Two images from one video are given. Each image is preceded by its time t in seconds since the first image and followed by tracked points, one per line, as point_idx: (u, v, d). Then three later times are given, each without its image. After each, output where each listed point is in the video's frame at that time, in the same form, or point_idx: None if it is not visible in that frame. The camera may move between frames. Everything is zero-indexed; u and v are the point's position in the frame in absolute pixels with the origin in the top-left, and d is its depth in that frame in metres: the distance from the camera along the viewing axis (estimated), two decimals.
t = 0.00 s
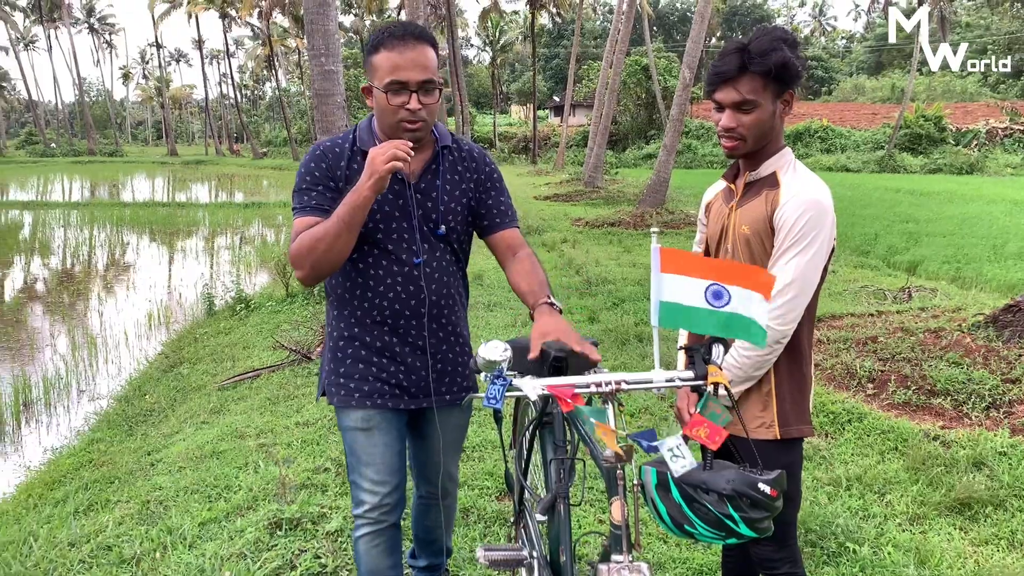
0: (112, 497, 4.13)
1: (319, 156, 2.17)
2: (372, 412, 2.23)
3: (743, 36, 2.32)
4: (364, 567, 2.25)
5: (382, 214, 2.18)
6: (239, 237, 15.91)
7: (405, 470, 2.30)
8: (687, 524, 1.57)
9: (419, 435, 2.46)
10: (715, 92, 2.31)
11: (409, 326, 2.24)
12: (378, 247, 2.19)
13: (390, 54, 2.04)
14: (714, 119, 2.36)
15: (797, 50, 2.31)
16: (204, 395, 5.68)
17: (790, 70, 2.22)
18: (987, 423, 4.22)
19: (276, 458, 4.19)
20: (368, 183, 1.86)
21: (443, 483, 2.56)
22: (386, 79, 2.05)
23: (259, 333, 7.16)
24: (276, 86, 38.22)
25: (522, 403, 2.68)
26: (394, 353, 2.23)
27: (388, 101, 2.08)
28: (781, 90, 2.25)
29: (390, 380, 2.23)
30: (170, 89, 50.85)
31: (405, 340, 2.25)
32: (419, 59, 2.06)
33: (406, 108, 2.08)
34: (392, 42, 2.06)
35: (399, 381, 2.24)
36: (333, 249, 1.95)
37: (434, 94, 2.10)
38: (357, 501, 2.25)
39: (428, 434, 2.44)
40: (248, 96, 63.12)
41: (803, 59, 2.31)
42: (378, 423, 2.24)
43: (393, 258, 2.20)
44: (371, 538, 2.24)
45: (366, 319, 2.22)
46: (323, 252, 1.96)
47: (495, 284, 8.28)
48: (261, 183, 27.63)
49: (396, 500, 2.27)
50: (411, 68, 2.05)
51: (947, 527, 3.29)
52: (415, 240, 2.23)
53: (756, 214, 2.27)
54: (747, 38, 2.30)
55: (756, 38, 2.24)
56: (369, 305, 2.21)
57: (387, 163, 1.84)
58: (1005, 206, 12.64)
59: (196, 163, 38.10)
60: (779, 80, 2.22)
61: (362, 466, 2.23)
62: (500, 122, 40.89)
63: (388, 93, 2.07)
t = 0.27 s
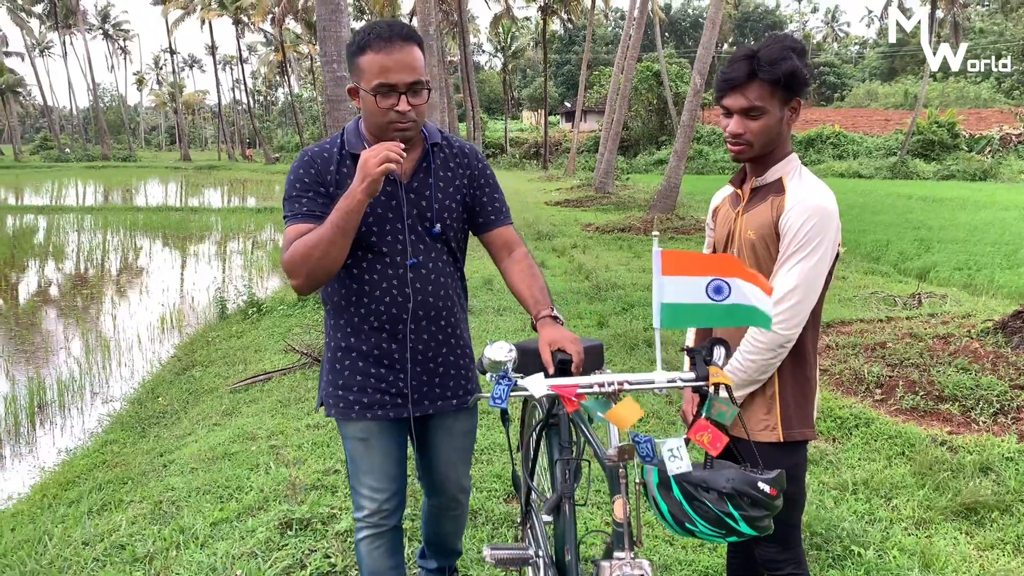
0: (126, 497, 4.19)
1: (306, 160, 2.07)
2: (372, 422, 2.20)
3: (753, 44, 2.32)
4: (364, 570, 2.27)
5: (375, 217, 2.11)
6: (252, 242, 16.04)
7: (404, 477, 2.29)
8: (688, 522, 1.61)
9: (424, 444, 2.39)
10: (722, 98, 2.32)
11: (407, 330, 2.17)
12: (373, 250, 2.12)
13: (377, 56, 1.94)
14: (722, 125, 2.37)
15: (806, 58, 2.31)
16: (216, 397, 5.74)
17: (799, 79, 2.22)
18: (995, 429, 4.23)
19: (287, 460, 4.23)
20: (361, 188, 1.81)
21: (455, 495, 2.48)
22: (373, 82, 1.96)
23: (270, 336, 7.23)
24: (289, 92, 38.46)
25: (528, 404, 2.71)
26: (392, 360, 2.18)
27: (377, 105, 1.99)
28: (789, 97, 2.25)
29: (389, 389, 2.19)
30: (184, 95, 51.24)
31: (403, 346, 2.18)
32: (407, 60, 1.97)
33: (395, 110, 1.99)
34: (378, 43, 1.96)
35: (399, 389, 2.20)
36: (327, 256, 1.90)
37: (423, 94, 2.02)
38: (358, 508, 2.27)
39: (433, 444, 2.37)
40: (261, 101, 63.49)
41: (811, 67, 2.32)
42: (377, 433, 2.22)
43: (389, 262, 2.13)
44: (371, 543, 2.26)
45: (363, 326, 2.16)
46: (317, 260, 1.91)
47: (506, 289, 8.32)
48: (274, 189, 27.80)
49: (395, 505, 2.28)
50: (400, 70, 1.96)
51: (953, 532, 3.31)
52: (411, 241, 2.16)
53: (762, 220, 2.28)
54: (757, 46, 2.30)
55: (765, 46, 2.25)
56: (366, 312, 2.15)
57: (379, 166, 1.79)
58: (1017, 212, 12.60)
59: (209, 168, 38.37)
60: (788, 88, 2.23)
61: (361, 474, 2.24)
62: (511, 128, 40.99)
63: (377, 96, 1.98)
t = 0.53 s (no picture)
0: (134, 497, 4.26)
1: (299, 174, 2.11)
2: (365, 432, 2.24)
3: (747, 54, 2.37)
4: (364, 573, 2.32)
5: (367, 232, 2.13)
6: (261, 246, 16.14)
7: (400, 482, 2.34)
8: (676, 519, 1.66)
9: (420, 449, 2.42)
10: (718, 106, 2.36)
11: (399, 343, 2.21)
12: (364, 265, 2.14)
13: (372, 76, 1.99)
14: (717, 133, 2.41)
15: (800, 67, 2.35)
16: (224, 400, 5.81)
17: (792, 88, 2.27)
18: (994, 433, 4.26)
19: (293, 461, 4.29)
20: (352, 207, 1.83)
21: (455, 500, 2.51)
22: (368, 101, 2.02)
23: (278, 339, 7.30)
24: (298, 97, 38.64)
25: (527, 405, 2.74)
26: (385, 372, 2.22)
27: (372, 123, 2.04)
28: (783, 106, 2.29)
29: (382, 400, 2.22)
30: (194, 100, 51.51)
31: (395, 358, 2.21)
32: (401, 78, 2.02)
33: (390, 128, 2.04)
34: (372, 61, 2.01)
35: (391, 400, 2.23)
36: (317, 272, 1.92)
37: (416, 112, 2.07)
38: (354, 513, 2.31)
39: (429, 450, 2.39)
40: (270, 106, 63.76)
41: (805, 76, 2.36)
42: (372, 441, 2.26)
43: (380, 276, 2.16)
44: (369, 547, 2.30)
45: (356, 338, 2.20)
46: (308, 276, 1.93)
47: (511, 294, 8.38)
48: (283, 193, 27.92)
49: (391, 509, 2.33)
50: (395, 88, 2.01)
51: (950, 535, 3.34)
52: (403, 255, 2.18)
53: (756, 226, 2.32)
54: (752, 55, 2.35)
55: (759, 56, 2.30)
56: (358, 325, 2.18)
57: (371, 186, 1.81)
58: None
59: (219, 172, 38.56)
60: (782, 96, 2.27)
61: (357, 480, 2.28)
62: (519, 132, 41.07)
63: (371, 114, 2.03)
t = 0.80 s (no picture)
0: (141, 495, 4.32)
1: (300, 180, 2.14)
2: (362, 432, 2.28)
3: (740, 59, 2.41)
4: (363, 567, 2.37)
5: (366, 240, 2.16)
6: (267, 245, 16.21)
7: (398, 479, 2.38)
8: (672, 514, 1.71)
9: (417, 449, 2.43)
10: (711, 111, 2.40)
11: (394, 347, 2.25)
12: (361, 271, 2.18)
13: (375, 88, 2.03)
14: (711, 137, 2.46)
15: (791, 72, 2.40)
16: (229, 398, 5.87)
17: (783, 93, 2.31)
18: (992, 431, 4.29)
19: (297, 459, 4.35)
20: (352, 218, 1.87)
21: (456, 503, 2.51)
22: (371, 111, 2.05)
23: (283, 338, 7.36)
24: (304, 96, 38.72)
25: (528, 403, 2.78)
26: (380, 375, 2.26)
27: (374, 134, 2.08)
28: (775, 111, 2.34)
29: (378, 402, 2.26)
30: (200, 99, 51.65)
31: (390, 361, 2.25)
32: (405, 92, 2.06)
33: (392, 140, 2.09)
34: (375, 72, 2.05)
35: (387, 401, 2.28)
36: (318, 280, 1.97)
37: (417, 124, 2.11)
38: (354, 510, 2.37)
39: (425, 451, 2.41)
40: (276, 105, 63.88)
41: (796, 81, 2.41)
42: (368, 441, 2.30)
43: (376, 283, 2.20)
44: (369, 542, 2.36)
45: (351, 342, 2.23)
46: (308, 284, 1.98)
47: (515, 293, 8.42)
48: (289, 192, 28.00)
49: (389, 505, 2.37)
50: (398, 102, 2.05)
51: (945, 532, 3.37)
52: (400, 262, 2.22)
53: (749, 229, 2.36)
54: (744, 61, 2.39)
55: (751, 61, 2.34)
56: (354, 328, 2.22)
57: (372, 199, 1.85)
58: None
59: (225, 171, 38.67)
60: (773, 101, 2.32)
61: (354, 478, 2.33)
62: (524, 131, 41.07)
63: (373, 125, 2.07)
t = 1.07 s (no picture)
0: (149, 482, 4.38)
1: (301, 166, 2.17)
2: (363, 422, 2.31)
3: (736, 51, 2.43)
4: (366, 553, 2.45)
5: (367, 223, 2.18)
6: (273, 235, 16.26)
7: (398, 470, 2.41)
8: (662, 499, 1.77)
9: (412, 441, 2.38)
10: (709, 103, 2.43)
11: (394, 332, 2.25)
12: (363, 254, 2.20)
13: (377, 69, 2.07)
14: (709, 129, 2.48)
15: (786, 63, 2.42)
16: (236, 387, 5.93)
17: (779, 85, 2.34)
18: (992, 420, 4.32)
19: (304, 447, 4.40)
20: (355, 198, 1.91)
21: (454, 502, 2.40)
22: (373, 92, 2.09)
23: (289, 328, 7.40)
24: (309, 86, 38.70)
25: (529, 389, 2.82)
26: (379, 361, 2.26)
27: (376, 114, 2.11)
28: (771, 103, 2.37)
29: (378, 389, 2.27)
30: (205, 90, 51.66)
31: (390, 347, 2.26)
32: (406, 72, 2.09)
33: (393, 120, 2.12)
34: (376, 54, 2.09)
35: (386, 388, 2.28)
36: (322, 261, 2.00)
37: (420, 105, 2.15)
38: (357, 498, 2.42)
39: (418, 442, 2.36)
40: (282, 95, 63.85)
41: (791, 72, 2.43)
42: (367, 432, 2.33)
43: (376, 265, 2.21)
44: (371, 530, 2.43)
45: (352, 329, 2.25)
46: (311, 266, 2.01)
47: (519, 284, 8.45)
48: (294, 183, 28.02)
49: (390, 495, 2.42)
50: (399, 81, 2.09)
51: (944, 519, 3.41)
52: (402, 245, 2.24)
53: (747, 220, 2.39)
54: (740, 53, 2.41)
55: (747, 53, 2.36)
56: (353, 316, 2.24)
57: (374, 177, 1.89)
58: None
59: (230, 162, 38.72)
60: (770, 92, 2.34)
61: (356, 469, 2.38)
62: (529, 120, 41.01)
63: (375, 105, 2.10)
